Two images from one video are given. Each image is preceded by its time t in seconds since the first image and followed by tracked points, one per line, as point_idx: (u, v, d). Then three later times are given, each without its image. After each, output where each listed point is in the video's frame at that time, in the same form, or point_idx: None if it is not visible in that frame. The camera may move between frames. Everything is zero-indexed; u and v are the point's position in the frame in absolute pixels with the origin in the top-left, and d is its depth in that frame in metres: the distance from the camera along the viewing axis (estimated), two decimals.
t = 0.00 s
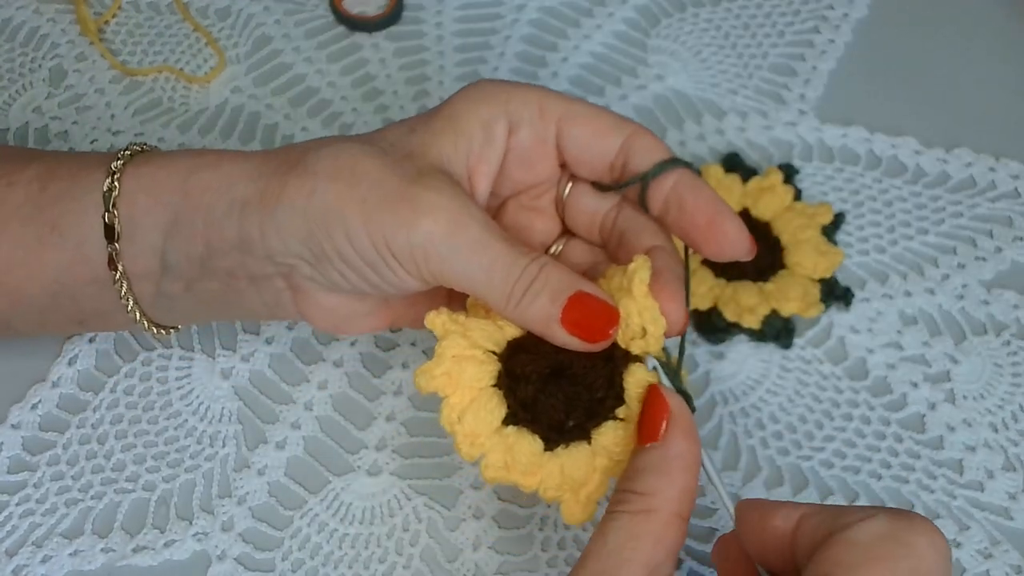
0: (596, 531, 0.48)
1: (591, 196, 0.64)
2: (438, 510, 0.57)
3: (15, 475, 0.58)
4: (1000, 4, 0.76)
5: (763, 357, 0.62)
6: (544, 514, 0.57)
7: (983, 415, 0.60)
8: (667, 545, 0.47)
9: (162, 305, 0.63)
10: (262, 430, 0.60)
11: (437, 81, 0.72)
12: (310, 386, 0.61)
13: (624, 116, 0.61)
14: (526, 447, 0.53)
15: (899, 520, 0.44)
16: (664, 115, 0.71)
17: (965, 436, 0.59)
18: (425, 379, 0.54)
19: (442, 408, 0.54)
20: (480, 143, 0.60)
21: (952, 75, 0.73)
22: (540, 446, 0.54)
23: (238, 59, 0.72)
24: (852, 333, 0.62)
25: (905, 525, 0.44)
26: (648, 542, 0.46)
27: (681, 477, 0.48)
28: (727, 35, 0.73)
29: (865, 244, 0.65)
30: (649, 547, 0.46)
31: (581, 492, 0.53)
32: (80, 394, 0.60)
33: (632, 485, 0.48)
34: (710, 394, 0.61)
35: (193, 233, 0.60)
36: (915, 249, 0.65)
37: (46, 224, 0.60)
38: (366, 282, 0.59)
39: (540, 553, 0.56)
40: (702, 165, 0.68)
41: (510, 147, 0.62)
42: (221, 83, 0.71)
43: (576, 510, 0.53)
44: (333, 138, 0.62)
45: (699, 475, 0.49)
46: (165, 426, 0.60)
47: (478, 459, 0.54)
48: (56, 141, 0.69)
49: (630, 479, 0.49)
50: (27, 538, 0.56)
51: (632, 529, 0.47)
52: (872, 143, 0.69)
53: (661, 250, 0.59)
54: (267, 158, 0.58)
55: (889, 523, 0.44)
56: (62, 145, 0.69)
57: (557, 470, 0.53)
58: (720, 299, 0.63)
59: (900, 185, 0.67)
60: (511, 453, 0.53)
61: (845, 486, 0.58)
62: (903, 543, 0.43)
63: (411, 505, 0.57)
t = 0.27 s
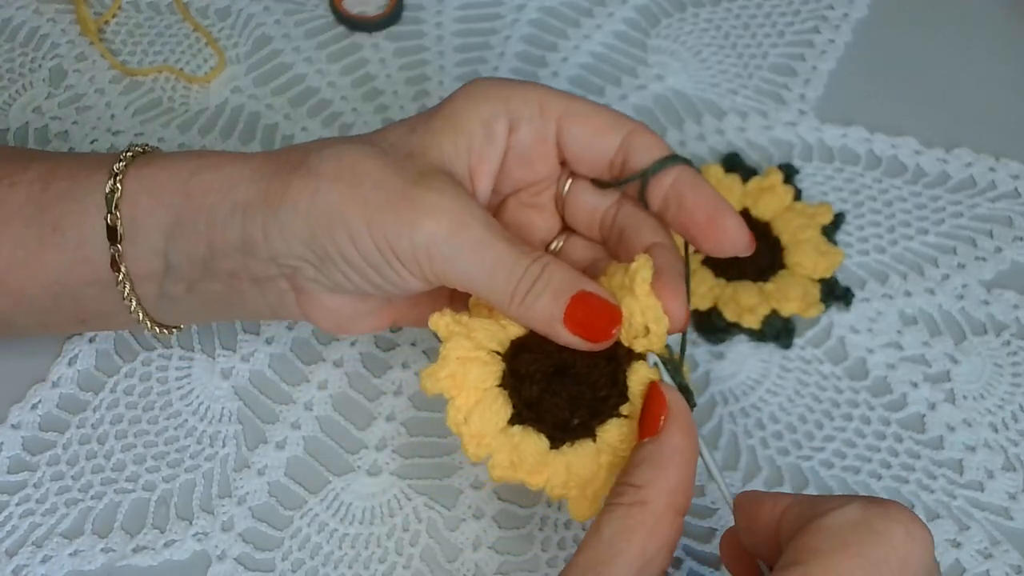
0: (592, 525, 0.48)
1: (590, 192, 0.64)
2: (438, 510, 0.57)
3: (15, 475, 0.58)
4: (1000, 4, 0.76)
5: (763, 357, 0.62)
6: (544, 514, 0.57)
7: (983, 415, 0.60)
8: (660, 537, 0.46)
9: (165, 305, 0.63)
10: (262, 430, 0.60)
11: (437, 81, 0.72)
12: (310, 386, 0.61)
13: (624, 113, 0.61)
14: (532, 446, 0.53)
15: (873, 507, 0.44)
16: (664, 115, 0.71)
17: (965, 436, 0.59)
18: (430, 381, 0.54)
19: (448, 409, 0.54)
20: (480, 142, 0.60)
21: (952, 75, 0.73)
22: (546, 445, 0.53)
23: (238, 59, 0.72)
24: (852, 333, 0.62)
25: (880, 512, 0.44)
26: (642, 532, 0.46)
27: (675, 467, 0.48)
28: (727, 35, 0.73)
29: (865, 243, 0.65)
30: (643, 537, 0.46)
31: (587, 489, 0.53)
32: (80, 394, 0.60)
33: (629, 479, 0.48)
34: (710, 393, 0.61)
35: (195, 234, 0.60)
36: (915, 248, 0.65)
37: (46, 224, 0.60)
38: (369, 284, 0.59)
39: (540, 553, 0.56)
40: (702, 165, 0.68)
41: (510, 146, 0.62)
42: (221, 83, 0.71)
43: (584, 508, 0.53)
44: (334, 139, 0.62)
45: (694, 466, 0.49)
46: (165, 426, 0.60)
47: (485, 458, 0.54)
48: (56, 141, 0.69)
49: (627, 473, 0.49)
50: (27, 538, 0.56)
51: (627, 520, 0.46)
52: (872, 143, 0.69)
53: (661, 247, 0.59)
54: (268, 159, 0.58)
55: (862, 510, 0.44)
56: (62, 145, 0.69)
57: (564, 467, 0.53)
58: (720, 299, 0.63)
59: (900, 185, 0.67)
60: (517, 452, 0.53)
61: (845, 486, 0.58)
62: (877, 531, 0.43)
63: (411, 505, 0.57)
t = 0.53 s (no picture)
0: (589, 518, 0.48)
1: (588, 189, 0.64)
2: (438, 510, 0.57)
3: (15, 475, 0.58)
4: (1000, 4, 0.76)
5: (764, 357, 0.62)
6: (544, 515, 0.57)
7: (983, 415, 0.60)
8: (655, 530, 0.46)
9: (166, 308, 0.63)
10: (261, 430, 0.60)
11: (437, 81, 0.72)
12: (310, 386, 0.61)
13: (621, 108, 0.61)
14: (544, 451, 0.53)
15: (843, 496, 0.44)
16: (664, 115, 0.71)
17: (965, 436, 0.59)
18: (438, 395, 0.54)
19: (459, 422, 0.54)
20: (478, 143, 0.60)
21: (951, 75, 0.73)
22: (557, 450, 0.54)
23: (238, 59, 0.72)
24: (852, 333, 0.62)
25: (849, 500, 0.44)
26: (637, 523, 0.46)
27: (676, 464, 0.48)
28: (727, 35, 0.73)
29: (865, 243, 0.65)
30: (637, 528, 0.46)
31: (603, 489, 0.53)
32: (81, 394, 0.60)
33: (629, 474, 0.49)
34: (710, 394, 0.61)
35: (196, 239, 0.60)
36: (915, 248, 0.65)
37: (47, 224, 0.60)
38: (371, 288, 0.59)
39: (540, 553, 0.56)
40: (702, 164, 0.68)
41: (508, 146, 0.62)
42: (221, 83, 0.71)
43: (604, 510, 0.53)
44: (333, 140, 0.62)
45: (696, 469, 0.49)
46: (165, 426, 0.60)
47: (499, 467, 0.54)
48: (56, 141, 0.69)
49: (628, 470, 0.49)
50: (27, 538, 0.56)
51: (623, 510, 0.46)
52: (872, 143, 0.69)
53: (660, 243, 0.59)
54: (267, 164, 0.59)
55: (830, 498, 0.44)
56: (62, 145, 0.69)
57: (577, 470, 0.53)
58: (720, 299, 0.63)
59: (900, 185, 0.67)
60: (531, 459, 0.53)
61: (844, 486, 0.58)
62: (841, 519, 0.43)
63: (411, 505, 0.57)
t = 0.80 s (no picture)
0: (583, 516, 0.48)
1: (586, 185, 0.64)
2: (438, 509, 0.57)
3: (16, 475, 0.58)
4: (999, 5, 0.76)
5: (763, 357, 0.62)
6: (544, 514, 0.57)
7: (982, 415, 0.60)
8: (643, 529, 0.46)
9: (168, 307, 0.63)
10: (262, 429, 0.60)
11: (437, 82, 0.72)
12: (310, 386, 0.62)
13: (618, 104, 0.61)
14: (544, 450, 0.53)
15: (822, 487, 0.44)
16: (664, 116, 0.71)
17: (964, 436, 0.59)
18: (438, 397, 0.54)
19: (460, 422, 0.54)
20: (477, 141, 0.61)
21: (951, 75, 0.73)
22: (557, 449, 0.54)
23: (239, 59, 0.72)
24: (852, 333, 0.63)
25: (828, 490, 0.43)
26: (627, 522, 0.46)
27: (668, 463, 0.48)
28: (726, 35, 0.73)
29: (864, 243, 0.65)
30: (627, 527, 0.46)
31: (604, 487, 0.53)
32: (81, 394, 0.61)
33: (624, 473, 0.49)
34: (710, 393, 0.61)
35: (198, 240, 0.61)
36: (914, 248, 0.65)
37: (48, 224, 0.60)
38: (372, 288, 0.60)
39: (540, 552, 0.56)
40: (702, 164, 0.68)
41: (507, 144, 0.62)
42: (221, 83, 0.71)
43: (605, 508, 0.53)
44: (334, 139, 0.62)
45: (690, 468, 0.49)
46: (166, 426, 0.60)
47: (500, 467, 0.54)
48: (57, 141, 0.69)
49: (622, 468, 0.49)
50: (28, 538, 0.57)
51: (616, 508, 0.46)
52: (872, 144, 0.69)
53: (658, 241, 0.59)
54: (268, 164, 0.59)
55: (808, 489, 0.44)
56: (63, 145, 0.69)
57: (576, 468, 0.53)
58: (720, 299, 0.63)
59: (899, 185, 0.67)
60: (530, 458, 0.53)
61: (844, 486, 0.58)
62: (819, 509, 0.42)
63: (411, 505, 0.58)
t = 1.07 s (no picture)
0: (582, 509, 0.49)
1: (586, 187, 0.65)
2: (439, 507, 0.58)
3: (23, 473, 0.59)
4: (992, 10, 0.77)
5: (760, 356, 0.63)
6: (543, 511, 0.58)
7: (977, 414, 0.60)
8: (639, 522, 0.47)
9: (172, 307, 0.64)
10: (265, 428, 0.61)
11: (437, 84, 0.73)
12: (313, 385, 0.62)
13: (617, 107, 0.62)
14: (547, 448, 0.54)
15: (802, 477, 0.44)
16: (662, 118, 0.72)
17: (958, 434, 0.60)
18: (442, 397, 0.55)
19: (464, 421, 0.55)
20: (479, 143, 0.61)
21: (945, 78, 0.74)
22: (560, 447, 0.54)
23: (243, 62, 0.73)
24: (847, 332, 0.64)
25: (806, 479, 0.44)
26: (622, 516, 0.47)
27: (665, 458, 0.49)
28: (723, 39, 0.75)
29: (859, 244, 0.66)
30: (622, 521, 0.47)
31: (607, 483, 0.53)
32: (87, 393, 0.61)
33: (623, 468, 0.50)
34: (708, 392, 0.62)
35: (203, 240, 0.62)
36: (909, 249, 0.66)
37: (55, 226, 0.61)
38: (374, 286, 0.61)
39: (540, 549, 0.57)
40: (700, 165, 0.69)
41: (508, 145, 0.63)
42: (225, 86, 0.72)
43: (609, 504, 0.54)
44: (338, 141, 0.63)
45: (688, 462, 0.50)
46: (170, 425, 0.61)
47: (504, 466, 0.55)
48: (62, 143, 0.70)
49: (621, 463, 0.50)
50: (33, 535, 0.57)
51: (612, 503, 0.47)
52: (867, 146, 0.70)
53: (656, 238, 0.60)
54: (273, 166, 0.60)
55: (789, 478, 0.44)
56: (68, 146, 0.70)
57: (579, 465, 0.54)
58: (717, 298, 0.64)
59: (894, 187, 0.68)
60: (534, 456, 0.54)
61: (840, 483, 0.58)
62: (793, 498, 0.43)
63: (412, 502, 0.58)
